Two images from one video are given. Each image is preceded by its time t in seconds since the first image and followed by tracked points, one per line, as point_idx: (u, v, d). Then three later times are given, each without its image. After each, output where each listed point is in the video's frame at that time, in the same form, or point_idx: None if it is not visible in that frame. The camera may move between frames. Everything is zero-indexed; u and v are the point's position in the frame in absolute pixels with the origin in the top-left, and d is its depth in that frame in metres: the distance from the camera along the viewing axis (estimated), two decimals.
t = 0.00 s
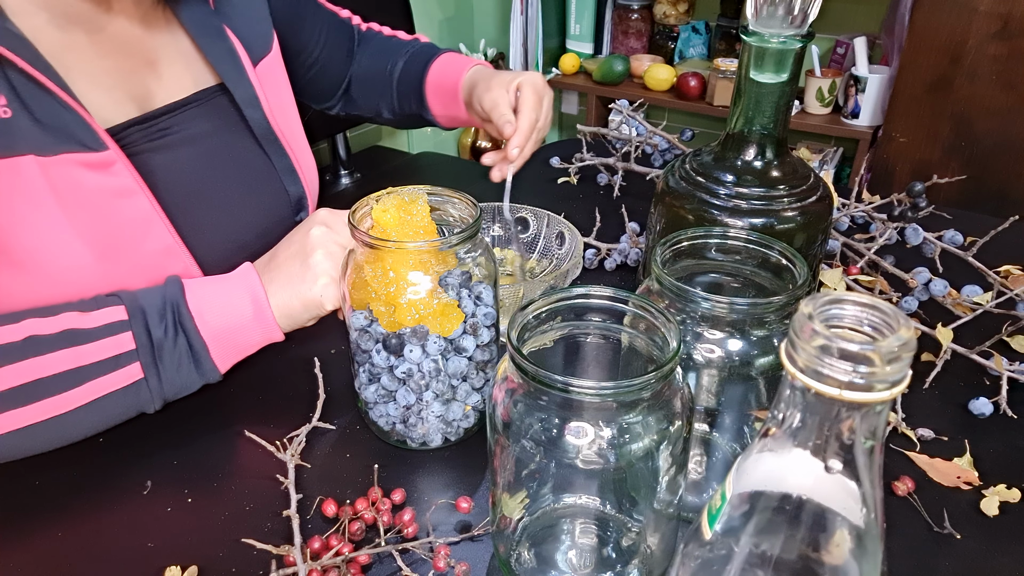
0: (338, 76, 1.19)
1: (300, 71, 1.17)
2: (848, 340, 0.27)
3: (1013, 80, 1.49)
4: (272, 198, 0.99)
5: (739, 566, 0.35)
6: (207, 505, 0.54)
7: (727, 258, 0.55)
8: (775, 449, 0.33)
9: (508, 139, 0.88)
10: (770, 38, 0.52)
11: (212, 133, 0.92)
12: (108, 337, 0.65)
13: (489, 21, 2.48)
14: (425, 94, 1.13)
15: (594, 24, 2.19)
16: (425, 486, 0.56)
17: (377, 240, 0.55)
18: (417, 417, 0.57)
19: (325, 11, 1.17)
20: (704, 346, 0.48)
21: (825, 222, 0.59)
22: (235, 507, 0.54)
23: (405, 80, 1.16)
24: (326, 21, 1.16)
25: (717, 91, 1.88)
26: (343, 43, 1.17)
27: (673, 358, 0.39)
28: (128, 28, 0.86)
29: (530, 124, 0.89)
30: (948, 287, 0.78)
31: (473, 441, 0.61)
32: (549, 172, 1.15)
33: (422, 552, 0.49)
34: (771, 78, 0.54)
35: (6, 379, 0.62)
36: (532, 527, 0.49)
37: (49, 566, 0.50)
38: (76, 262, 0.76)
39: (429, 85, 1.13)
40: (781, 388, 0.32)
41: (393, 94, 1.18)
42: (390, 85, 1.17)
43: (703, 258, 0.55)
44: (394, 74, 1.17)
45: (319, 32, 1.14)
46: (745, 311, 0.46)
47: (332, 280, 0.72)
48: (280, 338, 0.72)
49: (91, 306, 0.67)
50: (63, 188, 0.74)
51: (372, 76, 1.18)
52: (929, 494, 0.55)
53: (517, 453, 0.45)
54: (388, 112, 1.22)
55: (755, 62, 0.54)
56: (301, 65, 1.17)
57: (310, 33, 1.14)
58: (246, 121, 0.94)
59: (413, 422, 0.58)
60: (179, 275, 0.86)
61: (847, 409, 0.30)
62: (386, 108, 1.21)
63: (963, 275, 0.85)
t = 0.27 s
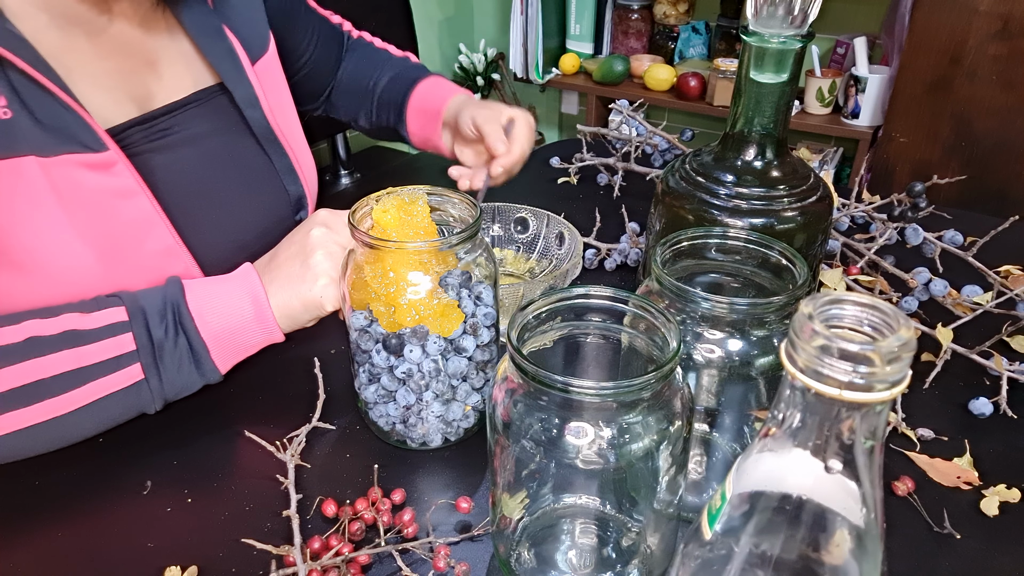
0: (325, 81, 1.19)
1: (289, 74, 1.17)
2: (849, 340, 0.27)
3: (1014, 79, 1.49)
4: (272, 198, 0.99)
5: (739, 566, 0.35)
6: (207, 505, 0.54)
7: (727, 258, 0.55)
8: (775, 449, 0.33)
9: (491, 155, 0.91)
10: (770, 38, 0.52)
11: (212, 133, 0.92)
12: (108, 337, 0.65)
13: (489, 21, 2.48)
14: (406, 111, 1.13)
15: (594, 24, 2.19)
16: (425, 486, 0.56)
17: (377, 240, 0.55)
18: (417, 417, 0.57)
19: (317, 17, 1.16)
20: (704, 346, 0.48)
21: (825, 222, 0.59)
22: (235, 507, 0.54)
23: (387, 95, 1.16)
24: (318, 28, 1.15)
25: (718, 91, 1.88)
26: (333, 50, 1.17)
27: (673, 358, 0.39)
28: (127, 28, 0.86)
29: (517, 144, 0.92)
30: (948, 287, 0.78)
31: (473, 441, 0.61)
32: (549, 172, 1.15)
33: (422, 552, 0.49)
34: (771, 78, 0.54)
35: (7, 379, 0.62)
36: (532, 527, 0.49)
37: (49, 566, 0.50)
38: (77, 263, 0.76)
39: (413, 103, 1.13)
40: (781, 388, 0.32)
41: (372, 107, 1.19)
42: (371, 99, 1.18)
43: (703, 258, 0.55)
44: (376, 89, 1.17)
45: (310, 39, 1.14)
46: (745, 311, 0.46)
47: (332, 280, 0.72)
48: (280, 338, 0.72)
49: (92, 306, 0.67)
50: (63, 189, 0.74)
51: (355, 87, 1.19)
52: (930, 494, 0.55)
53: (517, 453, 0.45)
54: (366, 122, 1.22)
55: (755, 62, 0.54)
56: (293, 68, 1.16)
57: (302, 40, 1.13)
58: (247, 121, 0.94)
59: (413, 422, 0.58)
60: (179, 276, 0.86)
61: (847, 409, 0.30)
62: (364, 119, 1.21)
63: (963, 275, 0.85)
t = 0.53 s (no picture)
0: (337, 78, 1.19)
1: (297, 72, 1.18)
2: (848, 340, 0.27)
3: (1014, 79, 1.49)
4: (272, 198, 0.99)
5: (739, 566, 0.35)
6: (207, 506, 0.54)
7: (727, 258, 0.55)
8: (775, 449, 0.33)
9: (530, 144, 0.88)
10: (770, 38, 0.52)
11: (211, 134, 0.92)
12: (107, 337, 0.65)
13: (489, 22, 2.49)
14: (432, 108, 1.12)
15: (594, 24, 2.19)
16: (425, 486, 0.56)
17: (377, 240, 0.55)
18: (417, 417, 0.57)
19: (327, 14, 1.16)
20: (704, 346, 0.48)
21: (825, 222, 0.59)
22: (235, 507, 0.54)
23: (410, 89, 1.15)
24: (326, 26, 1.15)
25: (718, 91, 1.88)
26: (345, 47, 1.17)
27: (673, 358, 0.39)
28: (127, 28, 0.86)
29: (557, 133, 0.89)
30: (948, 287, 0.78)
31: (473, 441, 0.61)
32: (549, 172, 1.15)
33: (422, 552, 0.49)
34: (772, 78, 0.54)
35: (6, 379, 0.62)
36: (532, 527, 0.49)
37: (49, 566, 0.50)
38: (76, 263, 0.76)
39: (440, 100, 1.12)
40: (781, 388, 0.32)
41: (394, 102, 1.17)
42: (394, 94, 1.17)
43: (703, 258, 0.55)
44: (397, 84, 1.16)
45: (317, 38, 1.14)
46: (745, 311, 0.46)
47: (332, 281, 0.72)
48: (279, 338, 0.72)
49: (90, 306, 0.67)
50: (62, 189, 0.74)
51: (372, 83, 1.18)
52: (930, 494, 0.55)
53: (517, 453, 0.45)
54: (388, 120, 1.21)
55: (755, 62, 0.54)
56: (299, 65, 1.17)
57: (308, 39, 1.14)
58: (246, 122, 0.94)
59: (413, 422, 0.58)
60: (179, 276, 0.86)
61: (847, 409, 0.30)
62: (385, 115, 1.20)
63: (963, 275, 0.85)
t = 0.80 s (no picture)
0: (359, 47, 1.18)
1: (316, 49, 1.18)
2: (848, 340, 0.27)
3: (1014, 79, 1.48)
4: (272, 198, 0.99)
5: (739, 566, 0.35)
6: (207, 506, 0.54)
7: (727, 258, 0.55)
8: (775, 449, 0.33)
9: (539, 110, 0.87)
10: (770, 38, 0.52)
11: (212, 134, 0.92)
12: (108, 336, 0.65)
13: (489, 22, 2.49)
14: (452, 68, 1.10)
15: (594, 24, 2.19)
16: (425, 486, 0.56)
17: (377, 240, 0.55)
18: (417, 417, 0.57)
19: None
20: (704, 346, 0.48)
21: (825, 222, 0.59)
22: (235, 507, 0.54)
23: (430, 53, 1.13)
24: None
25: (717, 91, 1.88)
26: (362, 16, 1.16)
27: (673, 358, 0.39)
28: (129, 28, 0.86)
29: (562, 100, 0.89)
30: (948, 287, 0.78)
31: (473, 441, 0.61)
32: (549, 172, 1.15)
33: (422, 552, 0.49)
34: (771, 78, 0.54)
35: (6, 379, 0.62)
36: (532, 527, 0.49)
37: (49, 566, 0.50)
38: (77, 264, 0.76)
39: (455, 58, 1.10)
40: (781, 388, 0.32)
41: (417, 68, 1.16)
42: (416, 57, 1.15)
43: (703, 258, 0.55)
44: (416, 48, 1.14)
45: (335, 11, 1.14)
46: (745, 311, 0.46)
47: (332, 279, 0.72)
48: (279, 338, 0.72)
49: (90, 306, 0.67)
50: (63, 190, 0.74)
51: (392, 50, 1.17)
52: (930, 494, 0.55)
53: (517, 453, 0.45)
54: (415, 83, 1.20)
55: (755, 62, 0.54)
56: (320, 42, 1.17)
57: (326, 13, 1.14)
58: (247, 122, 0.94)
59: (413, 422, 0.58)
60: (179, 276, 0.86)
61: (847, 409, 0.30)
62: (411, 81, 1.19)
63: (963, 275, 0.85)
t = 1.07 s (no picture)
0: (348, 40, 1.16)
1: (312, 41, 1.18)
2: (848, 340, 0.27)
3: (1014, 79, 1.49)
4: (273, 198, 0.99)
5: (739, 566, 0.35)
6: (207, 506, 0.54)
7: (727, 258, 0.55)
8: (775, 449, 0.33)
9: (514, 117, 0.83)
10: (770, 38, 0.52)
11: (213, 134, 0.92)
12: (108, 336, 0.65)
13: (489, 22, 2.48)
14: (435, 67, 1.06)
15: (594, 24, 2.19)
16: (425, 486, 0.56)
17: (378, 240, 0.55)
18: (417, 417, 0.57)
19: None
20: (704, 346, 0.48)
21: (825, 222, 0.59)
22: (235, 507, 0.54)
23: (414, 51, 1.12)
24: None
25: (717, 91, 1.88)
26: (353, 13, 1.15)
27: (673, 358, 0.39)
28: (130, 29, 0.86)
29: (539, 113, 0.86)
30: (948, 287, 0.78)
31: (473, 441, 0.61)
32: (549, 172, 1.15)
33: (422, 552, 0.49)
34: (771, 78, 0.54)
35: (8, 379, 0.62)
36: (532, 527, 0.49)
37: (49, 566, 0.50)
38: (78, 264, 0.76)
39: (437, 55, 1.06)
40: (781, 388, 0.32)
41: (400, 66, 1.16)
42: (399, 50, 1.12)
43: (703, 258, 0.55)
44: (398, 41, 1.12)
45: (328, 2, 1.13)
46: (745, 311, 0.46)
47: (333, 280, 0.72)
48: (280, 338, 0.72)
49: (91, 306, 0.67)
50: (64, 191, 0.74)
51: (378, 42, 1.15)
52: (929, 494, 0.55)
53: (517, 453, 0.45)
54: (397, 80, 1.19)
55: (755, 61, 0.54)
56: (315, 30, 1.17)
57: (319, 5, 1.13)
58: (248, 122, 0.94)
59: (413, 422, 0.58)
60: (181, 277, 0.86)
61: (847, 409, 0.30)
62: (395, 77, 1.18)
63: (963, 275, 0.85)
